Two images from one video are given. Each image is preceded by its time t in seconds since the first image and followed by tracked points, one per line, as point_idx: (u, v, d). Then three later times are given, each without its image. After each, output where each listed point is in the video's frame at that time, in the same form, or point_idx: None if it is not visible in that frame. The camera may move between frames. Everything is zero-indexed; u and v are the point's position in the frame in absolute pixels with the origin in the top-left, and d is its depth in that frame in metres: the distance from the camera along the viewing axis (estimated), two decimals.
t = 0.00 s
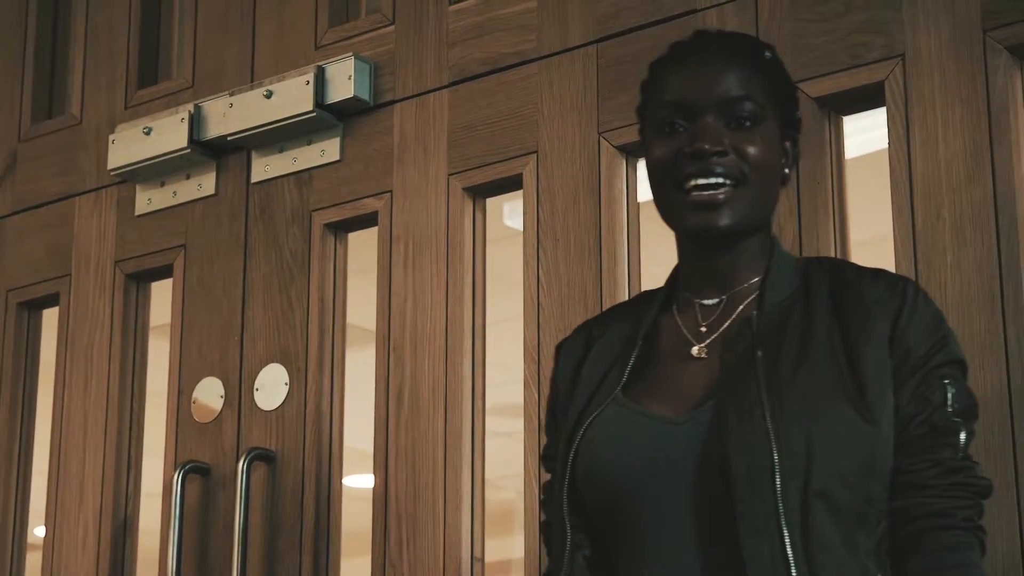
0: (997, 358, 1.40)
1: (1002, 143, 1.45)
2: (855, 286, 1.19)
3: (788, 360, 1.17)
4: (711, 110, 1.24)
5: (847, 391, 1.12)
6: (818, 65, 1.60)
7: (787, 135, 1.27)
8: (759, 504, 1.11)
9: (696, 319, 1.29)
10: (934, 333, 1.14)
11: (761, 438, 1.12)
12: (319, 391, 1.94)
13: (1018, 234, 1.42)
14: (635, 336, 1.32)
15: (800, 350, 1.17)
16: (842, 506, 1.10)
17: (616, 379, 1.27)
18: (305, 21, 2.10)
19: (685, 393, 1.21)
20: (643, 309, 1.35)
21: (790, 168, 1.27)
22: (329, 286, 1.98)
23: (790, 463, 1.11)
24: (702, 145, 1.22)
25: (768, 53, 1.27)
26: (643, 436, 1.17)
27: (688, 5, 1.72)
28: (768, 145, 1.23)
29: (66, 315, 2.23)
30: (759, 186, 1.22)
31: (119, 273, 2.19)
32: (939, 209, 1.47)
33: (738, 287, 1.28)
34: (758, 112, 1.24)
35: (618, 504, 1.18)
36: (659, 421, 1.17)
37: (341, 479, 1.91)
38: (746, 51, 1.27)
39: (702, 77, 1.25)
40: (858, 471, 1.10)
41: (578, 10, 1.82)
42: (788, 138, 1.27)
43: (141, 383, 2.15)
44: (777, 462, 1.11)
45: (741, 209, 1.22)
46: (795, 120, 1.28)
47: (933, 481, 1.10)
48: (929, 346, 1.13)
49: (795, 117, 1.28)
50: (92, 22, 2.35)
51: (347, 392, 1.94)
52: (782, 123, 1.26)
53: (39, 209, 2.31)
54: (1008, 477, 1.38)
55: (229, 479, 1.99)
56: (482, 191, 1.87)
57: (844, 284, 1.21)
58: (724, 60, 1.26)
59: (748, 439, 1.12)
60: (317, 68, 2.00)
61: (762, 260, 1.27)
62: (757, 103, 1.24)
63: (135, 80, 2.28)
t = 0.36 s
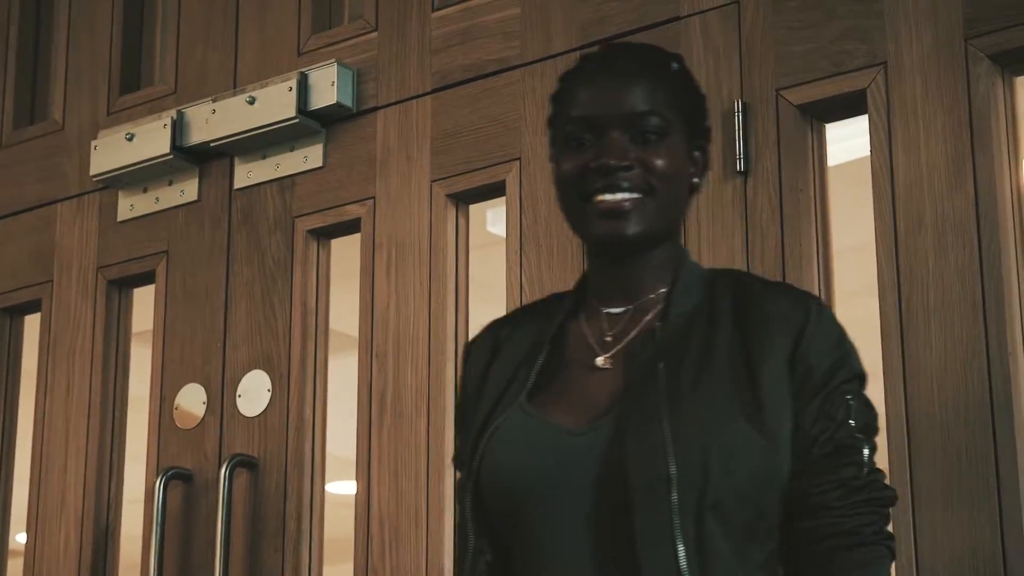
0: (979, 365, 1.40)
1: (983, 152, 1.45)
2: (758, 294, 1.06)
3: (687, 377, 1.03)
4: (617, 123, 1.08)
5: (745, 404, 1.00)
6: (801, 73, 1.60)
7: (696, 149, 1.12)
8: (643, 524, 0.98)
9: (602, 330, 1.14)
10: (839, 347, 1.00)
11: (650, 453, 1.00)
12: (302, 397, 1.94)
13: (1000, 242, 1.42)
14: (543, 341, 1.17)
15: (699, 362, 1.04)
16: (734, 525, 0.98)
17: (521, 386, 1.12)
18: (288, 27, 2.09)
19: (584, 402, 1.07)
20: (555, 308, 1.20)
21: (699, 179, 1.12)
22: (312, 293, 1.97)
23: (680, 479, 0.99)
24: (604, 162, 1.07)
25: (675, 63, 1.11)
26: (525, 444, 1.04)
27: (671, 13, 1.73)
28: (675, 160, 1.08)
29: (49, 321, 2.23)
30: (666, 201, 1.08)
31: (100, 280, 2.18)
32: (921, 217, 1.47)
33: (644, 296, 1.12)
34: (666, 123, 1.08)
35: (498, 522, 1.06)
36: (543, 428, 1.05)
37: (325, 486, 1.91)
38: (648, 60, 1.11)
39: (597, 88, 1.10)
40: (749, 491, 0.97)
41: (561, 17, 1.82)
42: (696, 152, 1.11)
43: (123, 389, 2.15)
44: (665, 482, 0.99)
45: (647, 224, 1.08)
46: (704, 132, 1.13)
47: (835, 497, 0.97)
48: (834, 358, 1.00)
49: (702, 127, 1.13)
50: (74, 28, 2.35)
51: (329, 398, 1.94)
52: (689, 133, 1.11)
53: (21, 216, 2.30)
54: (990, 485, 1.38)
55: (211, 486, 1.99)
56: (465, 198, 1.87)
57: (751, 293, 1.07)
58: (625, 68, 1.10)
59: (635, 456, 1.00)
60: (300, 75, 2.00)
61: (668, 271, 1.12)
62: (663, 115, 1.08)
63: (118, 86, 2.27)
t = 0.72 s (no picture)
0: (985, 363, 1.40)
1: (988, 148, 1.45)
2: (667, 300, 1.10)
3: (597, 386, 1.07)
4: (533, 135, 1.13)
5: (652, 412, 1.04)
6: (804, 70, 1.60)
7: (618, 155, 1.16)
8: (568, 533, 1.03)
9: (531, 342, 1.18)
10: (732, 348, 1.03)
11: (566, 465, 1.04)
12: (306, 396, 1.94)
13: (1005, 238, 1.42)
14: (484, 348, 1.23)
15: (609, 370, 1.08)
16: (643, 532, 1.01)
17: (463, 393, 1.18)
18: (291, 26, 2.09)
19: (509, 417, 1.12)
20: (491, 320, 1.26)
21: (624, 184, 1.17)
22: (316, 291, 1.97)
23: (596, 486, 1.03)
24: (521, 178, 1.12)
25: (594, 70, 1.16)
26: (458, 460, 1.09)
27: (674, 10, 1.72)
28: (592, 169, 1.13)
29: (53, 320, 2.22)
30: (582, 210, 1.12)
31: (105, 279, 2.18)
32: (925, 213, 1.47)
33: (571, 304, 1.17)
34: (583, 133, 1.13)
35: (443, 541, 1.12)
36: (474, 446, 1.10)
37: (330, 484, 1.91)
38: (566, 72, 1.15)
39: (517, 101, 1.15)
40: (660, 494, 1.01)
41: (564, 14, 1.81)
42: (618, 158, 1.16)
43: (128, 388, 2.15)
44: (582, 490, 1.03)
45: (567, 233, 1.13)
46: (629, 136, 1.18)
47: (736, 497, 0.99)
48: (731, 360, 1.03)
49: (626, 132, 1.18)
50: (77, 27, 2.35)
51: (333, 395, 1.94)
52: (608, 140, 1.15)
53: (25, 216, 2.30)
54: (996, 482, 1.37)
55: (216, 485, 1.99)
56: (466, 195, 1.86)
57: (662, 298, 1.10)
58: (543, 81, 1.15)
59: (552, 464, 1.04)
60: (303, 73, 2.00)
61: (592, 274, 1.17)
62: (580, 125, 1.13)
63: (121, 86, 2.27)
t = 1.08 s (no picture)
0: (985, 349, 1.40)
1: (988, 133, 1.44)
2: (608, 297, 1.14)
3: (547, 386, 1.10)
4: (437, 142, 1.00)
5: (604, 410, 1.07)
6: (804, 54, 1.59)
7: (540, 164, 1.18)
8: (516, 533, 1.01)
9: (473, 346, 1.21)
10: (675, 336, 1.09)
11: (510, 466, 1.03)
12: (307, 379, 1.94)
13: (1005, 222, 1.41)
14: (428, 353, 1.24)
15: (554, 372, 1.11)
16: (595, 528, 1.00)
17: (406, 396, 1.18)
18: (291, 10, 2.09)
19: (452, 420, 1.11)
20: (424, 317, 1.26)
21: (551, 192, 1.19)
22: (316, 275, 1.97)
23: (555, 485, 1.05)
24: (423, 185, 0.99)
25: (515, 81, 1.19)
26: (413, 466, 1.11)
27: None
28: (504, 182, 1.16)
29: (54, 305, 2.23)
30: (490, 213, 0.99)
31: (105, 263, 2.18)
32: (926, 198, 1.47)
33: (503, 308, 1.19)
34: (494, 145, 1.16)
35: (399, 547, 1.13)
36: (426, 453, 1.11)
37: (331, 469, 1.92)
38: (482, 72, 1.02)
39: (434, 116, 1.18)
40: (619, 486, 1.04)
41: None
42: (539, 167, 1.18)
43: (128, 373, 2.16)
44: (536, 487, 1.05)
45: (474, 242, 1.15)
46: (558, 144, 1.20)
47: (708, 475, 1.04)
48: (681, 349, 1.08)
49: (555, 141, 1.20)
50: (76, 11, 2.35)
51: (333, 381, 1.95)
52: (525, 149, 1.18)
53: (25, 200, 2.30)
54: (996, 467, 1.37)
55: (216, 469, 1.99)
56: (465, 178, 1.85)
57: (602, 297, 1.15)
58: (461, 85, 1.01)
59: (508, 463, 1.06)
60: (302, 58, 2.00)
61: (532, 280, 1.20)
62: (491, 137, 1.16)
63: (120, 70, 2.27)
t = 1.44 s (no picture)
0: (985, 337, 1.40)
1: (988, 122, 1.44)
2: (564, 274, 1.08)
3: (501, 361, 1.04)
4: (402, 143, 1.11)
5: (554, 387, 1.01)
6: (804, 42, 1.59)
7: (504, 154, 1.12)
8: (466, 509, 0.99)
9: (441, 335, 1.16)
10: (627, 312, 1.02)
11: (459, 444, 1.00)
12: (307, 367, 1.94)
13: (1006, 210, 1.41)
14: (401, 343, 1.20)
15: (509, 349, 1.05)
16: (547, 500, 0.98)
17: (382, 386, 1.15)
18: None
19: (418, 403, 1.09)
20: (410, 312, 1.23)
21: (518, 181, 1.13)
22: (316, 263, 1.97)
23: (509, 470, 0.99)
24: (389, 188, 1.10)
25: (477, 73, 1.13)
26: (365, 450, 1.05)
27: None
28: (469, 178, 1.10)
29: (54, 294, 2.23)
30: (450, 212, 1.10)
31: (105, 252, 2.18)
32: (926, 186, 1.47)
33: (474, 296, 1.15)
34: (457, 139, 1.11)
35: (352, 531, 1.08)
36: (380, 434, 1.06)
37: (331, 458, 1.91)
38: (448, 76, 1.13)
39: (397, 110, 1.13)
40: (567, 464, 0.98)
41: None
42: (503, 156, 1.12)
43: (128, 362, 2.15)
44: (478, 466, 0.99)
45: (443, 236, 1.10)
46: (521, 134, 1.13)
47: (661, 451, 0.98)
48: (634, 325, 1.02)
49: (516, 134, 1.13)
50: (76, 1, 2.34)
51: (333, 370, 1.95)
52: (487, 139, 1.12)
53: (26, 189, 2.30)
54: (995, 455, 1.37)
55: (216, 458, 1.99)
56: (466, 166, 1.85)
57: (557, 277, 1.08)
58: (426, 89, 1.13)
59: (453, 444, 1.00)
60: (302, 46, 1.99)
61: (500, 261, 1.13)
62: (454, 129, 1.11)
63: (121, 59, 2.27)
